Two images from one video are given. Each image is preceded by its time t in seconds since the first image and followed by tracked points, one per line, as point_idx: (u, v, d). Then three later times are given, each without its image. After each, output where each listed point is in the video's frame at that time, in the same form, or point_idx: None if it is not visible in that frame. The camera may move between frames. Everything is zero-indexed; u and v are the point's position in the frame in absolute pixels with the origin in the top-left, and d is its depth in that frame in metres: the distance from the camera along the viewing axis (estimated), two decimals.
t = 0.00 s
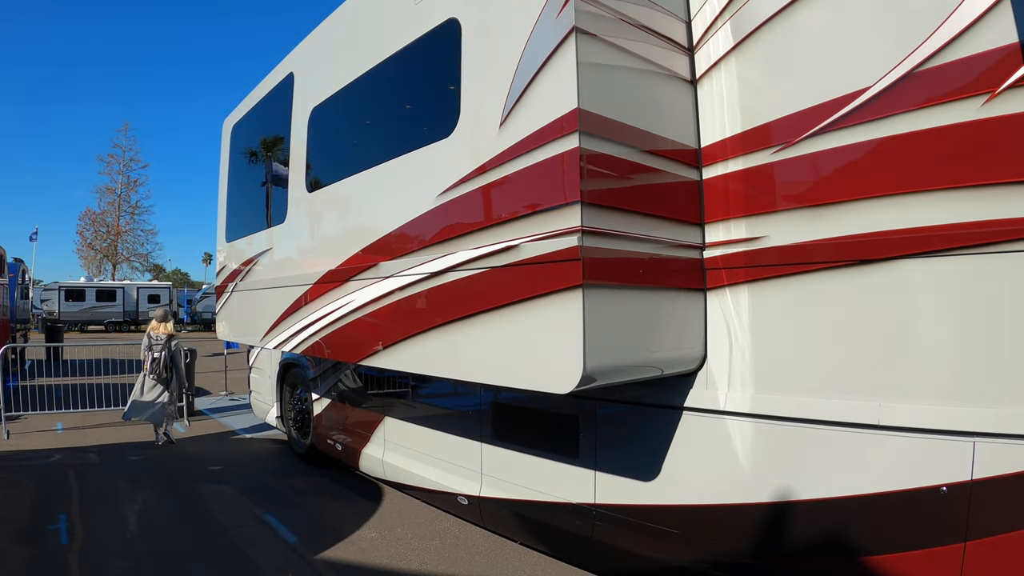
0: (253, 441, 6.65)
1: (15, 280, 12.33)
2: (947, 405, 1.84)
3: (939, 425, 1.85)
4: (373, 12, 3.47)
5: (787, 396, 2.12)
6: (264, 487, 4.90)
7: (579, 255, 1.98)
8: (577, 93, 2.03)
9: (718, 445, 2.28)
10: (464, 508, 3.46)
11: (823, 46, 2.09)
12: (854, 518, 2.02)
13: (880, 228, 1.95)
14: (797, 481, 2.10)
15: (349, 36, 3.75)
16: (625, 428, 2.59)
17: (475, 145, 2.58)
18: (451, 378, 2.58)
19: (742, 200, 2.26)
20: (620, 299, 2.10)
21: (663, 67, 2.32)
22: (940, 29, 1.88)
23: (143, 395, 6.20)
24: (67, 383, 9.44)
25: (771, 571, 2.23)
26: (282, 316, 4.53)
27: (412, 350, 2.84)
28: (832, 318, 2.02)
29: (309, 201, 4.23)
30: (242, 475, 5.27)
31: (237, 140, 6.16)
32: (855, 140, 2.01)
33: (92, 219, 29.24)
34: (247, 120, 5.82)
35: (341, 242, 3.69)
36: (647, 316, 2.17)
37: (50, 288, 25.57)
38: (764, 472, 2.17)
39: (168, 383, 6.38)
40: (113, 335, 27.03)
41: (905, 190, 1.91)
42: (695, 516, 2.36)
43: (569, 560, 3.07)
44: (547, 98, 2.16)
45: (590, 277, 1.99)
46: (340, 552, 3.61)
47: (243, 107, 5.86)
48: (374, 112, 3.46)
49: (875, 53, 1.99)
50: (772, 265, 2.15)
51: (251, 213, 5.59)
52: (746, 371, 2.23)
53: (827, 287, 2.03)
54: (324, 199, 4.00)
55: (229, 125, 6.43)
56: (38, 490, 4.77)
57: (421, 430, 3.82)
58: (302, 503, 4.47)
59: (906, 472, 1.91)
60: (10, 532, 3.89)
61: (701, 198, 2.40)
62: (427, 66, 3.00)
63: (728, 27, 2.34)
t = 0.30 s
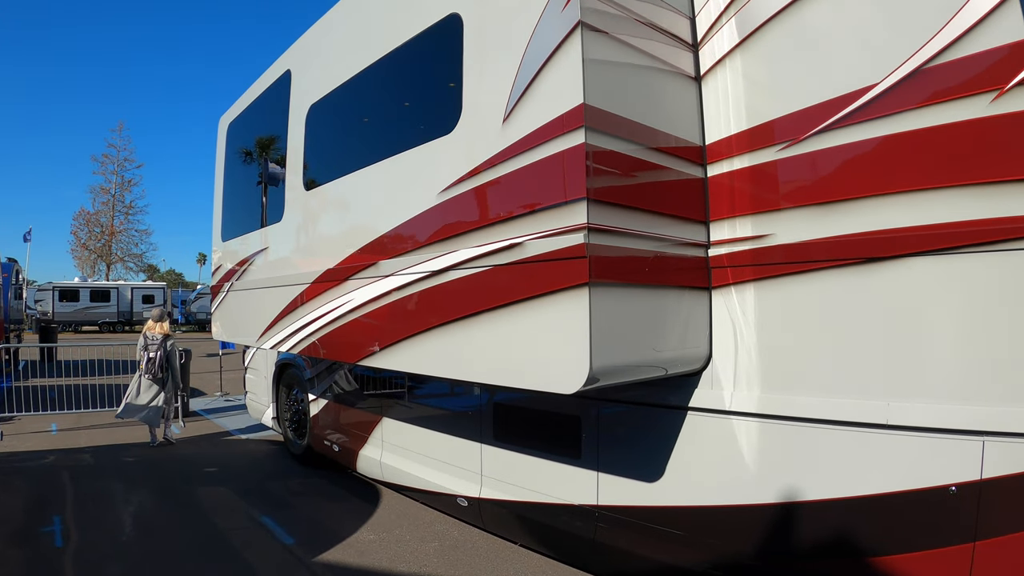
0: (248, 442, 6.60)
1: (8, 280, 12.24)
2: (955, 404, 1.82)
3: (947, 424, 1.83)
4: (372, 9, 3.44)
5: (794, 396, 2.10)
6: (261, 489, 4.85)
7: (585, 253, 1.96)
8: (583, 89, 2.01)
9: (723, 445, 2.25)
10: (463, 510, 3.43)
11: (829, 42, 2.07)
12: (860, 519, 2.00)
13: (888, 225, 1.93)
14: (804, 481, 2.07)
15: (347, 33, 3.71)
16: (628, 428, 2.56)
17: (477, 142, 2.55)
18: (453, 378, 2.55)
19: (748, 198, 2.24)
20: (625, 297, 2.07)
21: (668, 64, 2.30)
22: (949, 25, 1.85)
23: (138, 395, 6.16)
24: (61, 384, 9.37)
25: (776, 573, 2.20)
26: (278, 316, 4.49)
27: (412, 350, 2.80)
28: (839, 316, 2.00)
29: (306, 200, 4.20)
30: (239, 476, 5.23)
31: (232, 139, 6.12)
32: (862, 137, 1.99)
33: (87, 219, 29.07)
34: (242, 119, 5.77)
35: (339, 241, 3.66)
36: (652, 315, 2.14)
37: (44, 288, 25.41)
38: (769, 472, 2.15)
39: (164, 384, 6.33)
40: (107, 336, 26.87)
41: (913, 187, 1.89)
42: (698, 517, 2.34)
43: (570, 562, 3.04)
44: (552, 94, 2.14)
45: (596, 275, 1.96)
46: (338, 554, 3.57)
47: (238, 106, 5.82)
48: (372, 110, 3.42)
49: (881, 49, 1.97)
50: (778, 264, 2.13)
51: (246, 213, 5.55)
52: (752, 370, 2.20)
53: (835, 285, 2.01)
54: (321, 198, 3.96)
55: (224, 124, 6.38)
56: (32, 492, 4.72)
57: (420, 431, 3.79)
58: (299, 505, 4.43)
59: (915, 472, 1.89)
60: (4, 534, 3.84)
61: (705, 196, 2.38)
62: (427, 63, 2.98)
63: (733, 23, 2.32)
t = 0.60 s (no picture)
0: (243, 444, 6.55)
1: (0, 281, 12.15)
2: (963, 403, 1.80)
3: (955, 423, 1.81)
4: (370, 6, 3.40)
5: (800, 395, 2.08)
6: (257, 491, 4.81)
7: (591, 251, 1.93)
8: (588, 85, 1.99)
9: (728, 446, 2.23)
10: (463, 512, 3.40)
11: (833, 38, 2.05)
12: (868, 518, 1.99)
13: (895, 224, 1.91)
14: (810, 482, 2.05)
15: (344, 31, 3.68)
16: (631, 429, 2.54)
17: (480, 139, 2.52)
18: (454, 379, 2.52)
19: (753, 196, 2.21)
20: (631, 296, 2.05)
21: (672, 60, 2.28)
22: (956, 21, 1.83)
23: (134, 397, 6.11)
24: (54, 385, 9.29)
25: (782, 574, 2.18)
26: (275, 316, 4.44)
27: (413, 349, 2.78)
28: (846, 314, 1.99)
29: (302, 199, 4.16)
30: (235, 478, 5.18)
31: (226, 138, 6.06)
32: (869, 135, 1.97)
33: (81, 219, 28.94)
34: (237, 118, 5.72)
35: (336, 241, 3.62)
36: (657, 314, 2.12)
37: (38, 289, 25.27)
38: (775, 472, 2.13)
39: (160, 384, 6.28)
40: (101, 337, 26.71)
41: (921, 186, 1.87)
42: (703, 518, 2.32)
43: (571, 564, 3.01)
44: (557, 90, 2.11)
45: (603, 274, 1.94)
46: (336, 557, 3.54)
47: (234, 105, 5.77)
48: (370, 108, 3.39)
49: (888, 46, 1.95)
50: (784, 262, 2.11)
51: (240, 213, 5.50)
52: (758, 370, 2.18)
53: (842, 284, 1.99)
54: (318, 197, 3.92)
55: (219, 124, 6.33)
56: (25, 494, 4.66)
57: (418, 432, 3.75)
58: (296, 507, 4.39)
59: (923, 472, 1.87)
60: None
61: (710, 194, 2.36)
62: (427, 61, 2.95)
63: (737, 19, 2.29)
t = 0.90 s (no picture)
0: (235, 446, 6.45)
1: None
2: (976, 401, 1.78)
3: (967, 422, 1.79)
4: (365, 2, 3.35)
5: (809, 395, 2.05)
6: (251, 494, 4.74)
7: (600, 248, 1.90)
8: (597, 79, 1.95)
9: (735, 446, 2.20)
10: (462, 515, 3.35)
11: (842, 32, 2.02)
12: (878, 520, 1.96)
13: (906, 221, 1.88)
14: (819, 483, 2.02)
15: (340, 27, 3.62)
16: (636, 430, 2.50)
17: (482, 135, 2.47)
18: (456, 379, 2.47)
19: (761, 192, 2.18)
20: (638, 294, 2.01)
21: (678, 54, 2.25)
22: (968, 16, 1.82)
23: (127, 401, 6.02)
24: (40, 387, 9.13)
25: None
26: (268, 316, 4.37)
27: (413, 349, 2.73)
28: (856, 312, 1.96)
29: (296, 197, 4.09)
30: (228, 481, 5.10)
31: (217, 137, 5.98)
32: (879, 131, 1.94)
33: (69, 220, 28.61)
34: (228, 117, 5.64)
35: (331, 240, 3.56)
36: (664, 312, 2.08)
37: (25, 290, 24.95)
38: (784, 473, 2.10)
39: (153, 386, 6.19)
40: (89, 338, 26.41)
41: (933, 182, 1.84)
42: (709, 520, 2.29)
43: (573, 566, 2.97)
44: (564, 84, 2.08)
45: (612, 271, 1.91)
46: (333, 561, 3.48)
47: (225, 103, 5.70)
48: (367, 104, 3.34)
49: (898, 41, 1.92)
50: (793, 259, 2.08)
51: (231, 213, 5.41)
52: (766, 369, 2.15)
53: (852, 281, 1.96)
54: (312, 196, 3.86)
55: (210, 122, 6.24)
56: (13, 498, 4.56)
57: (415, 434, 3.69)
58: (292, 511, 4.32)
59: (935, 472, 1.85)
60: None
61: (716, 191, 2.32)
62: (425, 56, 2.90)
63: (743, 14, 2.26)
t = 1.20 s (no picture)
0: (229, 448, 6.40)
1: None
2: (983, 401, 1.77)
3: (974, 422, 1.78)
4: None
5: (814, 395, 2.04)
6: (246, 496, 4.69)
7: (607, 247, 1.88)
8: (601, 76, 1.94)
9: (739, 447, 2.18)
10: (459, 517, 3.32)
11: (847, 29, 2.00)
12: (881, 521, 1.95)
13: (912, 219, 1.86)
14: (824, 484, 2.01)
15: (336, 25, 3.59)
16: (638, 431, 2.48)
17: (482, 133, 2.45)
18: (456, 380, 2.45)
19: (765, 191, 2.16)
20: (643, 293, 1.99)
21: (681, 52, 2.23)
22: (975, 13, 1.80)
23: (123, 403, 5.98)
24: (31, 388, 9.04)
25: None
26: (263, 316, 4.32)
27: (412, 349, 2.70)
28: (862, 312, 1.94)
29: (291, 196, 4.05)
30: (223, 483, 5.05)
31: (210, 137, 5.93)
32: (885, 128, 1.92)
33: (61, 220, 28.42)
34: (221, 116, 5.59)
35: (327, 240, 3.52)
36: (668, 311, 2.06)
37: (16, 291, 24.74)
38: (788, 474, 2.08)
39: (148, 387, 6.14)
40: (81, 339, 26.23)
41: (939, 181, 1.83)
42: (712, 522, 2.27)
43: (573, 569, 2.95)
44: (569, 81, 2.05)
45: (618, 270, 1.89)
46: (330, 564, 3.45)
47: (219, 102, 5.65)
48: (364, 103, 3.31)
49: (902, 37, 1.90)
50: (798, 259, 2.06)
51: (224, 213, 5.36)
52: (770, 368, 2.14)
53: (858, 280, 1.95)
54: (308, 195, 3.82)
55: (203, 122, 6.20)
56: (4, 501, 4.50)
57: (412, 435, 3.66)
58: (288, 513, 4.28)
59: (942, 472, 1.84)
60: None
61: (719, 189, 2.31)
62: (423, 54, 2.88)
63: (746, 11, 2.24)
